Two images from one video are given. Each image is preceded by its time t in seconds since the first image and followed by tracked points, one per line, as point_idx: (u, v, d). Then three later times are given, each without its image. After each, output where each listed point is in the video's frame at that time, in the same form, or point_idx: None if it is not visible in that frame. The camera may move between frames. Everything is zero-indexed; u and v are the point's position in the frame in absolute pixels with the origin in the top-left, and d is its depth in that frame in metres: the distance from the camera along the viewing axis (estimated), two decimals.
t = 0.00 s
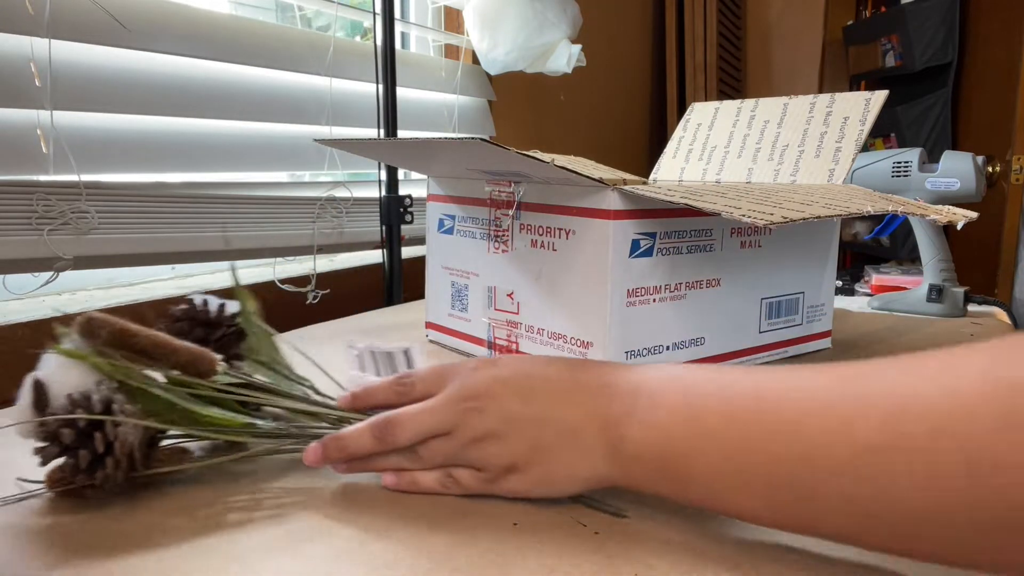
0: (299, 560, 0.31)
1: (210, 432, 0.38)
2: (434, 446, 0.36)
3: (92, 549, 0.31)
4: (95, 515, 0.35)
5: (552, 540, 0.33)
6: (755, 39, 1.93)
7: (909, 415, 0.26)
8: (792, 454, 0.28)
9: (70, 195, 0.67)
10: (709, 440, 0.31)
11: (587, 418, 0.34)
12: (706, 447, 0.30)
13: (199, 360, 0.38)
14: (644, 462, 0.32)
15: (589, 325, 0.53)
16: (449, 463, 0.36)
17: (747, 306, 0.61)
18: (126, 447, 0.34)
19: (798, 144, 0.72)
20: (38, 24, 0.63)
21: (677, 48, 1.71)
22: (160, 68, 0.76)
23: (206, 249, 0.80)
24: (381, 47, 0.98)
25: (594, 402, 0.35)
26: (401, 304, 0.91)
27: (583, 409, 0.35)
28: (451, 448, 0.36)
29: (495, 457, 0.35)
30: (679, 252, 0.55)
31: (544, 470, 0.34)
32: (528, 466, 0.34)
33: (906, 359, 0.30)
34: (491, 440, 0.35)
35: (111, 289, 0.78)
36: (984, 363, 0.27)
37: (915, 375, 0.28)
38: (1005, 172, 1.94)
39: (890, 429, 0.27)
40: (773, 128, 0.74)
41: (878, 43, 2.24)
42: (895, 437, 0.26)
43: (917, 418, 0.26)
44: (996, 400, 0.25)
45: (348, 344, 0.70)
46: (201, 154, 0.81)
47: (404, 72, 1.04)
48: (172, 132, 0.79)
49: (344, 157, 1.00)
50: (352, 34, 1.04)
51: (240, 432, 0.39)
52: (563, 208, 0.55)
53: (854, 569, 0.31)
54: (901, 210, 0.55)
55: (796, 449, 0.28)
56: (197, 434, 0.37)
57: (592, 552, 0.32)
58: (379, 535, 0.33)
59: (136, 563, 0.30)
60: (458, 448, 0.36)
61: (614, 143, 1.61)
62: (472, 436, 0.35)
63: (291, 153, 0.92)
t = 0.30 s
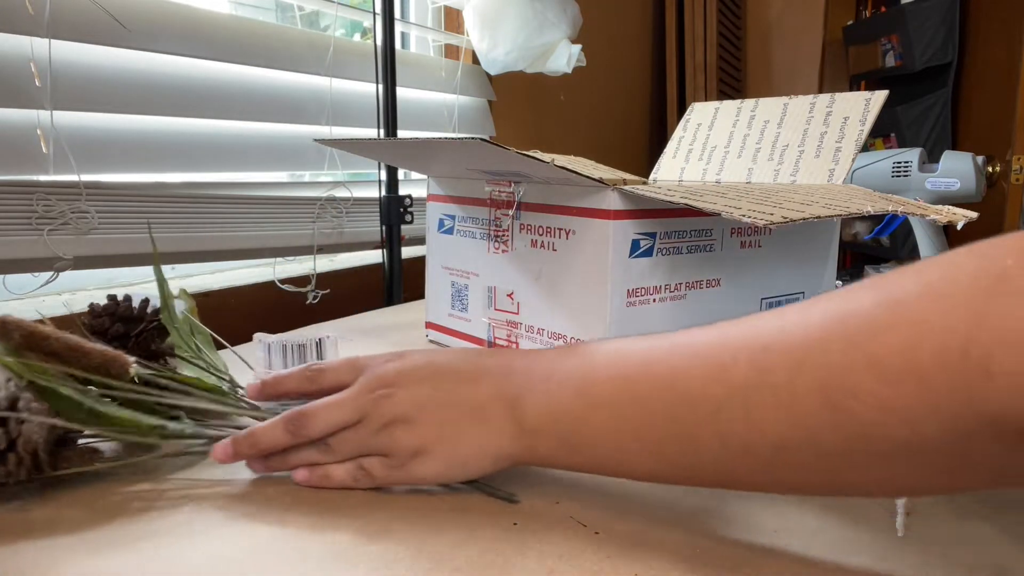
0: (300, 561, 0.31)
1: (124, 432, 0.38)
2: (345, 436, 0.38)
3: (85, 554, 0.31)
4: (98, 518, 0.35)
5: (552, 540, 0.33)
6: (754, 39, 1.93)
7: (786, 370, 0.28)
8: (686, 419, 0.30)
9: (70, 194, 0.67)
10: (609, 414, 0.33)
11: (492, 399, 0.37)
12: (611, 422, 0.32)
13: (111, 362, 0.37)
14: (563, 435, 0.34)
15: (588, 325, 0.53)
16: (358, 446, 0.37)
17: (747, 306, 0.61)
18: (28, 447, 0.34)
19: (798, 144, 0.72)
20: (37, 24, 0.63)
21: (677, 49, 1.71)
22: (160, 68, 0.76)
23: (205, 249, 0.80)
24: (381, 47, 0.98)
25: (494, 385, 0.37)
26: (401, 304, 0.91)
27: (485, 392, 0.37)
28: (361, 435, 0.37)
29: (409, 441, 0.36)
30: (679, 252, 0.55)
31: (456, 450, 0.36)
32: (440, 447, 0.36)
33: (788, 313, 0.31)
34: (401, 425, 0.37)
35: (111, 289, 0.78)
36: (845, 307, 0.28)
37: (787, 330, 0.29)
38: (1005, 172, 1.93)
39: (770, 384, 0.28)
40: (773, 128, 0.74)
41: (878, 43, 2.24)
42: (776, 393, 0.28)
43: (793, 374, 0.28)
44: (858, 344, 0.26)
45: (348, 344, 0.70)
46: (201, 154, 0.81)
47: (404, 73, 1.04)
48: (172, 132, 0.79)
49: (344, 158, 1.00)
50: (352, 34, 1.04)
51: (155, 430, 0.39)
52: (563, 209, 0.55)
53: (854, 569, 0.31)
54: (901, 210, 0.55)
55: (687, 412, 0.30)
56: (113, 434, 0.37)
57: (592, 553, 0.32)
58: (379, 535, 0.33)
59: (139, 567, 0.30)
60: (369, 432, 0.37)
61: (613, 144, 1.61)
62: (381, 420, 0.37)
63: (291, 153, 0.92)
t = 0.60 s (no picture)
0: (301, 564, 0.31)
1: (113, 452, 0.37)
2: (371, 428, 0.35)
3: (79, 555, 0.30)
4: (101, 521, 0.35)
5: (551, 541, 0.33)
6: (755, 39, 1.93)
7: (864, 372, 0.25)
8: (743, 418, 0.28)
9: (70, 194, 0.67)
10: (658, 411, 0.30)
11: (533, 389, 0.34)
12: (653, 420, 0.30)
13: (88, 383, 0.36)
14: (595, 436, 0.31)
15: (588, 325, 0.53)
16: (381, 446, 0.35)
17: (746, 306, 0.61)
18: (19, 489, 0.34)
19: (798, 144, 0.72)
20: (37, 24, 0.63)
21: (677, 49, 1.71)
22: (159, 68, 0.76)
23: (205, 249, 0.80)
24: (381, 47, 0.98)
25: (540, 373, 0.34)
26: (401, 304, 0.91)
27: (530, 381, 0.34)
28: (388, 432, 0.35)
29: (439, 440, 0.34)
30: (679, 252, 0.55)
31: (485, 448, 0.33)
32: (468, 444, 0.33)
33: (873, 323, 0.29)
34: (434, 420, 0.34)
35: (110, 288, 0.78)
36: (940, 321, 0.26)
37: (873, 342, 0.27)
38: (1005, 172, 1.93)
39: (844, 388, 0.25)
40: (773, 128, 0.74)
41: (878, 43, 2.24)
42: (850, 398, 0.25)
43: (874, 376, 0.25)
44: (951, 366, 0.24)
45: (348, 345, 0.70)
46: (200, 153, 0.81)
47: (404, 73, 1.04)
48: (172, 131, 0.79)
49: (344, 157, 1.00)
50: (352, 33, 1.04)
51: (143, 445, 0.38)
52: (562, 209, 0.55)
53: (853, 569, 0.31)
54: (901, 210, 0.55)
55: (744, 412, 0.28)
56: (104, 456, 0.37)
57: (591, 553, 0.32)
58: (380, 537, 0.34)
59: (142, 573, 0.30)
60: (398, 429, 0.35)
61: (613, 143, 1.61)
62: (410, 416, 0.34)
63: (291, 153, 0.92)
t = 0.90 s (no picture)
0: (302, 564, 0.31)
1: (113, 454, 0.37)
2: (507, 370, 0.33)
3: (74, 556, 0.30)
4: (101, 521, 0.35)
5: (552, 541, 0.33)
6: (755, 39, 1.93)
7: None
8: (930, 435, 0.25)
9: (70, 195, 0.67)
10: (825, 404, 0.26)
11: (703, 358, 0.29)
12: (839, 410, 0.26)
13: (87, 384, 0.37)
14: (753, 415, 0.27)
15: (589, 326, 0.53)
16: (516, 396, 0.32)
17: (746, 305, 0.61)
18: (18, 490, 0.34)
19: (798, 144, 0.72)
20: (37, 24, 0.63)
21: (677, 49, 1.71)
22: (159, 67, 0.76)
23: (204, 249, 0.80)
24: (381, 47, 0.98)
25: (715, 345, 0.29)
26: (401, 303, 0.91)
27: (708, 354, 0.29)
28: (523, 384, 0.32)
29: (579, 407, 0.30)
30: (679, 252, 0.55)
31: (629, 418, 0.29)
32: (609, 411, 0.29)
33: None
34: (574, 385, 0.30)
35: (111, 288, 0.78)
36: None
37: None
38: (1005, 172, 1.92)
39: None
40: (773, 128, 0.74)
41: (878, 43, 2.24)
42: None
43: None
44: None
45: (349, 345, 0.70)
46: (200, 153, 0.80)
47: (404, 72, 1.04)
48: (171, 131, 0.79)
49: (344, 158, 1.00)
50: (351, 32, 1.04)
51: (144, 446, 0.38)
52: (562, 209, 0.55)
53: (854, 569, 0.31)
54: (901, 210, 0.55)
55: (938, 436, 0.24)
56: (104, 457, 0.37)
57: (592, 554, 0.32)
58: (379, 537, 0.34)
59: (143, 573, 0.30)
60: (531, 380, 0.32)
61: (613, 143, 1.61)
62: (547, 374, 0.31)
63: (291, 153, 0.92)
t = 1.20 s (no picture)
0: (303, 564, 0.31)
1: (113, 455, 0.37)
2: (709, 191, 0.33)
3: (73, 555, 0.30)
4: (101, 521, 0.35)
5: (553, 540, 0.33)
6: (755, 38, 1.93)
7: None
8: None
9: (70, 194, 0.67)
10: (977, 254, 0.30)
11: (943, 236, 0.30)
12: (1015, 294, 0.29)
13: (88, 384, 0.37)
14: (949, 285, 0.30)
15: (590, 326, 0.53)
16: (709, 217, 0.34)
17: (746, 305, 0.61)
18: (19, 490, 0.34)
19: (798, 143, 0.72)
20: (37, 24, 0.63)
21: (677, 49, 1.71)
22: (159, 67, 0.76)
23: (204, 249, 0.80)
24: (381, 47, 0.98)
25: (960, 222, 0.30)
26: (401, 303, 0.91)
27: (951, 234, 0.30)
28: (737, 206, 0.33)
29: (792, 239, 0.31)
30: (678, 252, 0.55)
31: (847, 261, 0.31)
32: (828, 253, 0.31)
33: None
34: (799, 219, 0.31)
35: (110, 288, 0.78)
36: None
37: None
38: (1005, 172, 1.92)
39: None
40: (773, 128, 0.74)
41: (878, 43, 2.23)
42: None
43: None
44: None
45: (349, 345, 0.70)
46: (200, 154, 0.80)
47: (404, 72, 1.04)
48: (171, 131, 0.79)
49: (344, 157, 1.00)
50: (351, 32, 1.04)
51: (146, 446, 0.38)
52: (562, 209, 0.55)
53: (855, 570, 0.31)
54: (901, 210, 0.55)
55: None
56: (104, 457, 0.37)
57: (592, 554, 0.32)
58: (379, 536, 0.34)
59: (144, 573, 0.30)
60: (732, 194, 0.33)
61: (614, 143, 1.61)
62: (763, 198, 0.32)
63: (291, 152, 0.92)
